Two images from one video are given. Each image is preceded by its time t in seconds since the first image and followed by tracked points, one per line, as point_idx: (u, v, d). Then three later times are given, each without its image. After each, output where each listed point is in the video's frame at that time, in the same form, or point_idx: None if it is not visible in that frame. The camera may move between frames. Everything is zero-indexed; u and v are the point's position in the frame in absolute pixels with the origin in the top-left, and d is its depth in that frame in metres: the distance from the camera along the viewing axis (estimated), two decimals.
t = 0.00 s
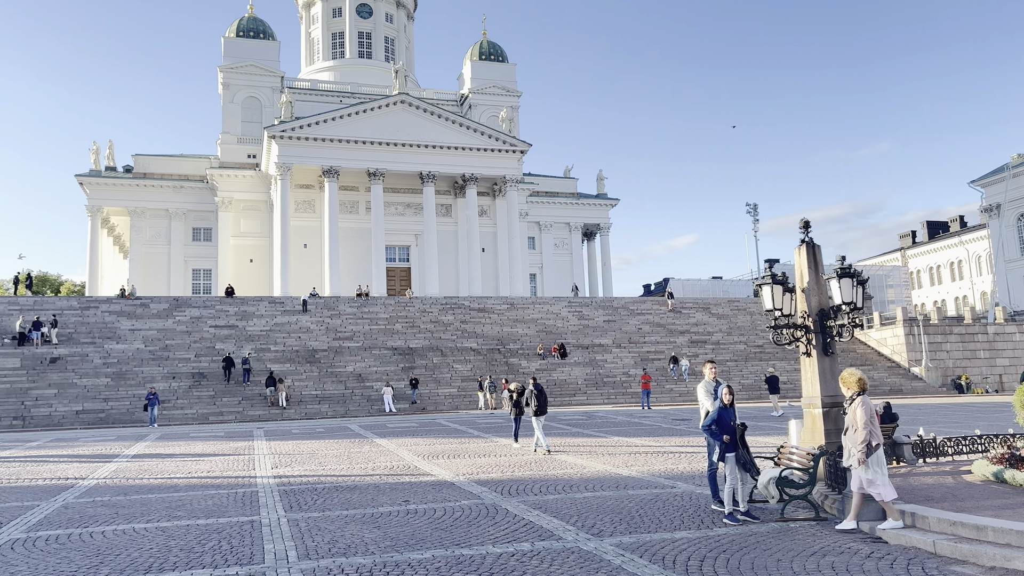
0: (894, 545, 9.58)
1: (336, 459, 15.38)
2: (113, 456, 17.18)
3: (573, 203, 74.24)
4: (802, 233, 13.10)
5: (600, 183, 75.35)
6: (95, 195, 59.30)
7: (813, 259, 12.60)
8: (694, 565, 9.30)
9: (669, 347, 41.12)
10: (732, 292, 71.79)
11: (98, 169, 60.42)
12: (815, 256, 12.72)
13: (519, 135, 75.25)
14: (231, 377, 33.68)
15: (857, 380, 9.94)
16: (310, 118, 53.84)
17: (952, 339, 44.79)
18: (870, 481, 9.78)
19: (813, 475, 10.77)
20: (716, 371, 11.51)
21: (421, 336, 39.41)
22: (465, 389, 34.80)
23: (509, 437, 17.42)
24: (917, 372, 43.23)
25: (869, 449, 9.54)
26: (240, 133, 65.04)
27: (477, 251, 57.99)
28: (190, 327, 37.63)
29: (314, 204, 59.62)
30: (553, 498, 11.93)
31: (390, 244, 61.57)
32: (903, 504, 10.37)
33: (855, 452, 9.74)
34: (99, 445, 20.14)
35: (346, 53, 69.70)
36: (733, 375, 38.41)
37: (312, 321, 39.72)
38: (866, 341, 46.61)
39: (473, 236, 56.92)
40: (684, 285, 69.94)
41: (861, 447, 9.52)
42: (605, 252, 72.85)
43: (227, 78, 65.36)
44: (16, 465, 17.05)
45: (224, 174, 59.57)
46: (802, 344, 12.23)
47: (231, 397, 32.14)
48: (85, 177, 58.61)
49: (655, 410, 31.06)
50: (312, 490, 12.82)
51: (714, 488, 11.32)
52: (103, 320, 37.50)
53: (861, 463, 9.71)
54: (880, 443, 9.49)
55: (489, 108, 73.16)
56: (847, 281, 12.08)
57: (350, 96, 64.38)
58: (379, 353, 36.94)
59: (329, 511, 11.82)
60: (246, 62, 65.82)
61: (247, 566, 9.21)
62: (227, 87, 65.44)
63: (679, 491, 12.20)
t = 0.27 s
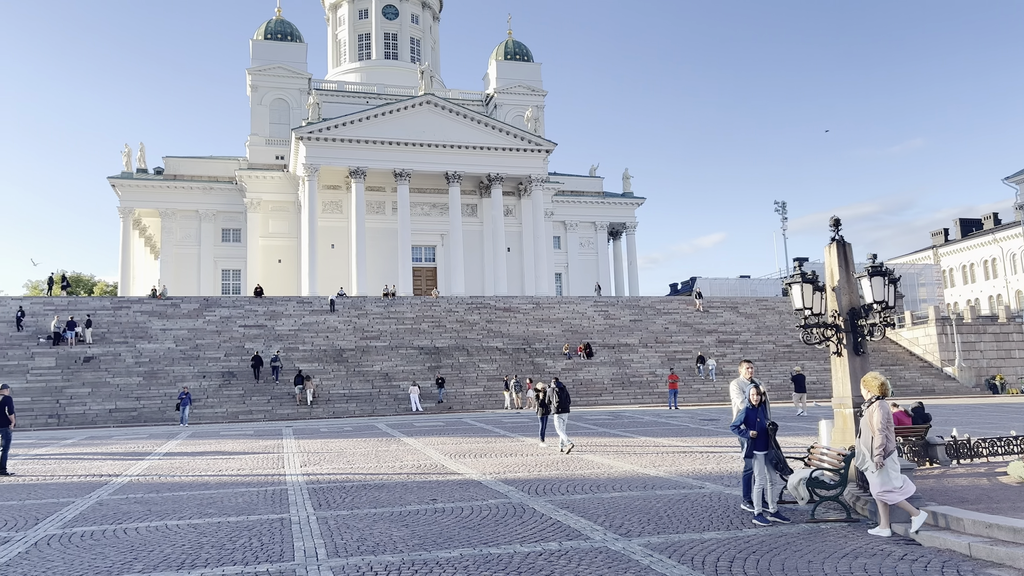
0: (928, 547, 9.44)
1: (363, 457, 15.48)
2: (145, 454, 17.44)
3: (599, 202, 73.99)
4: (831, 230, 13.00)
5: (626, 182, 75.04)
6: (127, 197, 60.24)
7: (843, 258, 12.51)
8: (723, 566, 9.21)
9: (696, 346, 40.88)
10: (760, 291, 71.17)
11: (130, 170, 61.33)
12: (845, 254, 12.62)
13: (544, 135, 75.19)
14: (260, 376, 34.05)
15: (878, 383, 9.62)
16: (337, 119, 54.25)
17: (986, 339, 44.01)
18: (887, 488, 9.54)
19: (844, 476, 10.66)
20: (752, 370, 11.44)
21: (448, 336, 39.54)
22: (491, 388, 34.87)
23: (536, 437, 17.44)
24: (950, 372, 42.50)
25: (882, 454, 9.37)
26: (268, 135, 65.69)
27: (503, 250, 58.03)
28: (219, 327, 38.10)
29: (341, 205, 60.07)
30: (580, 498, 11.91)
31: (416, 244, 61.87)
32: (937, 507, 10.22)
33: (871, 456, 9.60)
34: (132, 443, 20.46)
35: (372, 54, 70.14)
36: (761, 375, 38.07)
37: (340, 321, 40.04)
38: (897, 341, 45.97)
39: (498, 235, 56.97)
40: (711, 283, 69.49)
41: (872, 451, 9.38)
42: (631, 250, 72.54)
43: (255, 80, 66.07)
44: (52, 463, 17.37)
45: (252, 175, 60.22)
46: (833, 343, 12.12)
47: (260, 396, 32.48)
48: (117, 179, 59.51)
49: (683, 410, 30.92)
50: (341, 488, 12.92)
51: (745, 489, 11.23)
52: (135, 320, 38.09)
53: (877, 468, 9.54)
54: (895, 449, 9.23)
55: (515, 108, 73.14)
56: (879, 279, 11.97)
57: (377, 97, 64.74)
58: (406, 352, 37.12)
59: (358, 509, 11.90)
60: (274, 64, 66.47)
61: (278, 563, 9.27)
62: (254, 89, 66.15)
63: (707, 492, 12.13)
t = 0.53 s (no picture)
0: (960, 548, 9.31)
1: (390, 455, 15.59)
2: (175, 451, 17.70)
3: (624, 200, 73.71)
4: (861, 227, 12.83)
5: (650, 180, 74.67)
6: (156, 198, 61.13)
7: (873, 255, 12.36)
8: (751, 565, 9.14)
9: (723, 345, 40.61)
10: (786, 289, 70.49)
11: (158, 171, 62.24)
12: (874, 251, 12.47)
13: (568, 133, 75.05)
14: (286, 375, 34.39)
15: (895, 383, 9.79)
16: (362, 119, 54.59)
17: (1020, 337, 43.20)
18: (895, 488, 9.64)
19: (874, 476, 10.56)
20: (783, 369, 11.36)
21: (472, 335, 39.63)
22: (516, 387, 34.91)
23: (563, 436, 17.45)
24: (982, 371, 41.75)
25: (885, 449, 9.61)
26: (294, 135, 66.30)
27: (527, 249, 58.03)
28: (247, 325, 38.53)
29: (366, 205, 60.46)
30: (606, 497, 11.89)
31: (441, 243, 62.09)
32: (969, 507, 10.07)
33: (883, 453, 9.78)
34: (162, 440, 20.78)
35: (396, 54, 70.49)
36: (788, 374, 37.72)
37: (366, 319, 40.30)
38: (928, 339, 45.29)
39: (522, 234, 56.98)
40: (737, 281, 68.97)
41: (877, 448, 9.55)
42: (656, 249, 72.18)
43: (282, 81, 66.70)
44: (86, 459, 17.68)
45: (279, 176, 60.81)
46: (862, 341, 12.00)
47: (287, 394, 32.80)
48: (147, 180, 60.42)
49: (709, 409, 30.76)
50: (367, 485, 13.02)
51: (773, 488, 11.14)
52: (164, 319, 38.66)
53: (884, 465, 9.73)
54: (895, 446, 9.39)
55: (539, 106, 73.10)
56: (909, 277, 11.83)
57: (401, 96, 65.04)
58: (431, 351, 37.27)
59: (384, 506, 11.98)
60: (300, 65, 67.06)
61: (306, 560, 9.35)
62: (280, 90, 66.79)
63: (734, 491, 12.06)
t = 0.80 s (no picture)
0: (991, 548, 9.14)
1: (415, 452, 15.68)
2: (204, 448, 17.94)
3: (648, 196, 73.39)
4: (889, 222, 12.66)
5: (674, 176, 74.24)
6: (184, 198, 61.93)
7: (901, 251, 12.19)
8: (778, 564, 9.02)
9: (749, 342, 40.33)
10: (813, 285, 69.75)
11: (186, 171, 63.06)
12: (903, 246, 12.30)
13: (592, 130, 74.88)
14: (312, 372, 34.71)
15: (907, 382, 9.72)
16: (386, 118, 54.86)
17: None
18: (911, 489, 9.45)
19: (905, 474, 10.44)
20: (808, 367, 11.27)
21: (496, 332, 39.72)
22: (540, 385, 34.96)
23: (589, 434, 17.46)
24: (1014, 368, 41.05)
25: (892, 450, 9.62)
26: (319, 135, 66.82)
27: (551, 246, 58.01)
28: (274, 324, 38.95)
29: (390, 203, 60.77)
30: (631, 495, 11.86)
31: (464, 241, 62.26)
32: (1000, 506, 9.90)
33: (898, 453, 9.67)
34: (191, 437, 21.07)
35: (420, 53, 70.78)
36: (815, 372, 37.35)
37: (390, 317, 40.55)
38: (958, 336, 44.60)
39: (545, 231, 56.95)
40: (763, 278, 68.41)
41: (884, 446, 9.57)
42: (680, 245, 71.79)
43: (306, 81, 67.24)
44: (117, 456, 17.98)
45: (304, 175, 61.31)
46: (892, 339, 11.89)
47: (313, 391, 33.09)
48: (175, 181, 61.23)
49: (735, 406, 30.61)
50: (393, 482, 13.11)
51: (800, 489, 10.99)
52: (192, 317, 39.18)
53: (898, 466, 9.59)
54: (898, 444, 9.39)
55: (561, 104, 73.02)
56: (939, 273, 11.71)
57: (425, 95, 65.26)
58: (455, 348, 37.40)
59: (410, 503, 12.05)
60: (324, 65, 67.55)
61: (333, 556, 9.44)
62: (305, 90, 67.34)
63: (761, 489, 11.98)
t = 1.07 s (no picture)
0: None
1: (440, 449, 15.75)
2: (232, 445, 18.16)
3: (671, 193, 72.93)
4: (918, 217, 12.48)
5: (698, 172, 73.70)
6: (211, 198, 62.68)
7: (930, 246, 12.00)
8: (805, 562, 8.94)
9: (775, 339, 39.95)
10: (840, 281, 68.88)
11: (212, 172, 63.82)
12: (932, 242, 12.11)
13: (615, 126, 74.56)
14: (337, 369, 35.01)
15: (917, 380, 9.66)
16: (409, 117, 55.06)
17: None
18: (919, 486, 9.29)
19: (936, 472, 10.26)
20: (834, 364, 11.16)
21: (520, 330, 39.74)
22: (564, 382, 34.92)
23: (614, 431, 17.42)
24: None
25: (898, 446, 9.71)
26: (343, 134, 67.27)
27: (574, 243, 57.90)
28: (300, 322, 39.29)
29: (414, 201, 61.02)
30: (656, 492, 11.82)
31: (487, 239, 62.35)
32: None
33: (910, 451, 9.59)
34: (219, 434, 21.33)
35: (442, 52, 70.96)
36: (843, 369, 36.91)
37: (415, 315, 40.73)
38: (990, 332, 43.82)
39: (568, 228, 56.84)
40: (788, 275, 67.70)
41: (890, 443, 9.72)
42: (704, 242, 71.28)
43: (331, 81, 67.67)
44: (147, 452, 18.26)
45: (329, 175, 61.75)
46: (921, 335, 11.71)
47: (339, 389, 33.36)
48: (201, 181, 62.01)
49: (761, 404, 30.36)
50: (418, 479, 13.19)
51: (827, 488, 10.89)
52: (220, 316, 39.65)
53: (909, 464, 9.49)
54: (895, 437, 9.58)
55: (584, 100, 72.81)
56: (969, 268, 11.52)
57: (448, 94, 65.41)
58: (479, 346, 37.49)
59: (435, 500, 12.11)
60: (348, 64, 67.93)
61: (360, 552, 9.51)
62: (330, 90, 67.80)
63: (787, 487, 11.88)
